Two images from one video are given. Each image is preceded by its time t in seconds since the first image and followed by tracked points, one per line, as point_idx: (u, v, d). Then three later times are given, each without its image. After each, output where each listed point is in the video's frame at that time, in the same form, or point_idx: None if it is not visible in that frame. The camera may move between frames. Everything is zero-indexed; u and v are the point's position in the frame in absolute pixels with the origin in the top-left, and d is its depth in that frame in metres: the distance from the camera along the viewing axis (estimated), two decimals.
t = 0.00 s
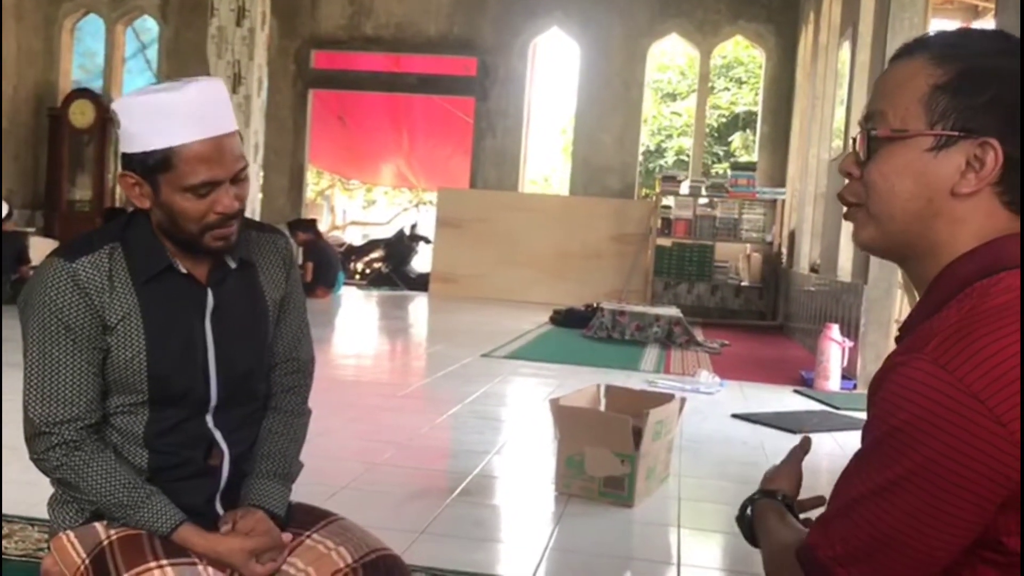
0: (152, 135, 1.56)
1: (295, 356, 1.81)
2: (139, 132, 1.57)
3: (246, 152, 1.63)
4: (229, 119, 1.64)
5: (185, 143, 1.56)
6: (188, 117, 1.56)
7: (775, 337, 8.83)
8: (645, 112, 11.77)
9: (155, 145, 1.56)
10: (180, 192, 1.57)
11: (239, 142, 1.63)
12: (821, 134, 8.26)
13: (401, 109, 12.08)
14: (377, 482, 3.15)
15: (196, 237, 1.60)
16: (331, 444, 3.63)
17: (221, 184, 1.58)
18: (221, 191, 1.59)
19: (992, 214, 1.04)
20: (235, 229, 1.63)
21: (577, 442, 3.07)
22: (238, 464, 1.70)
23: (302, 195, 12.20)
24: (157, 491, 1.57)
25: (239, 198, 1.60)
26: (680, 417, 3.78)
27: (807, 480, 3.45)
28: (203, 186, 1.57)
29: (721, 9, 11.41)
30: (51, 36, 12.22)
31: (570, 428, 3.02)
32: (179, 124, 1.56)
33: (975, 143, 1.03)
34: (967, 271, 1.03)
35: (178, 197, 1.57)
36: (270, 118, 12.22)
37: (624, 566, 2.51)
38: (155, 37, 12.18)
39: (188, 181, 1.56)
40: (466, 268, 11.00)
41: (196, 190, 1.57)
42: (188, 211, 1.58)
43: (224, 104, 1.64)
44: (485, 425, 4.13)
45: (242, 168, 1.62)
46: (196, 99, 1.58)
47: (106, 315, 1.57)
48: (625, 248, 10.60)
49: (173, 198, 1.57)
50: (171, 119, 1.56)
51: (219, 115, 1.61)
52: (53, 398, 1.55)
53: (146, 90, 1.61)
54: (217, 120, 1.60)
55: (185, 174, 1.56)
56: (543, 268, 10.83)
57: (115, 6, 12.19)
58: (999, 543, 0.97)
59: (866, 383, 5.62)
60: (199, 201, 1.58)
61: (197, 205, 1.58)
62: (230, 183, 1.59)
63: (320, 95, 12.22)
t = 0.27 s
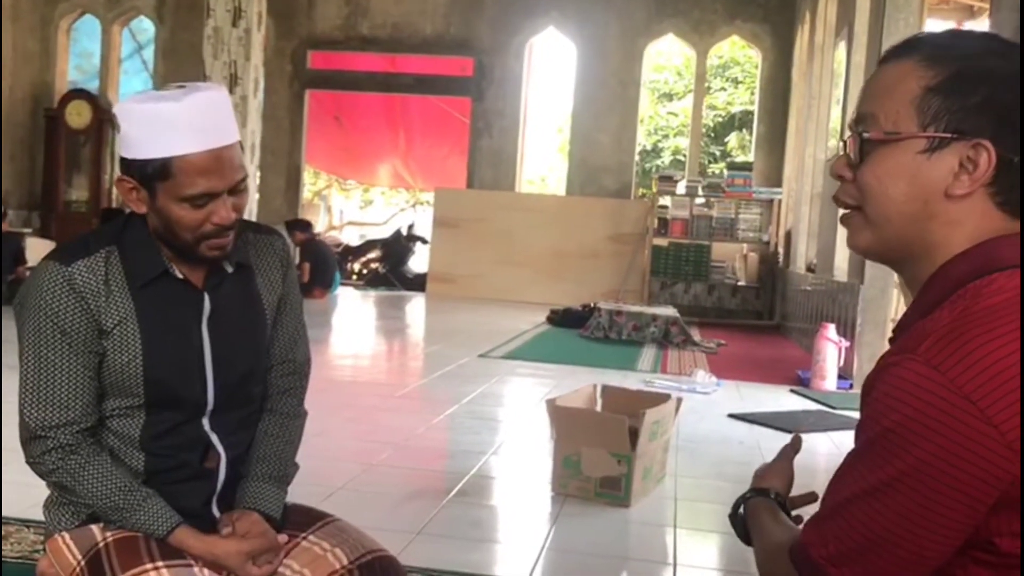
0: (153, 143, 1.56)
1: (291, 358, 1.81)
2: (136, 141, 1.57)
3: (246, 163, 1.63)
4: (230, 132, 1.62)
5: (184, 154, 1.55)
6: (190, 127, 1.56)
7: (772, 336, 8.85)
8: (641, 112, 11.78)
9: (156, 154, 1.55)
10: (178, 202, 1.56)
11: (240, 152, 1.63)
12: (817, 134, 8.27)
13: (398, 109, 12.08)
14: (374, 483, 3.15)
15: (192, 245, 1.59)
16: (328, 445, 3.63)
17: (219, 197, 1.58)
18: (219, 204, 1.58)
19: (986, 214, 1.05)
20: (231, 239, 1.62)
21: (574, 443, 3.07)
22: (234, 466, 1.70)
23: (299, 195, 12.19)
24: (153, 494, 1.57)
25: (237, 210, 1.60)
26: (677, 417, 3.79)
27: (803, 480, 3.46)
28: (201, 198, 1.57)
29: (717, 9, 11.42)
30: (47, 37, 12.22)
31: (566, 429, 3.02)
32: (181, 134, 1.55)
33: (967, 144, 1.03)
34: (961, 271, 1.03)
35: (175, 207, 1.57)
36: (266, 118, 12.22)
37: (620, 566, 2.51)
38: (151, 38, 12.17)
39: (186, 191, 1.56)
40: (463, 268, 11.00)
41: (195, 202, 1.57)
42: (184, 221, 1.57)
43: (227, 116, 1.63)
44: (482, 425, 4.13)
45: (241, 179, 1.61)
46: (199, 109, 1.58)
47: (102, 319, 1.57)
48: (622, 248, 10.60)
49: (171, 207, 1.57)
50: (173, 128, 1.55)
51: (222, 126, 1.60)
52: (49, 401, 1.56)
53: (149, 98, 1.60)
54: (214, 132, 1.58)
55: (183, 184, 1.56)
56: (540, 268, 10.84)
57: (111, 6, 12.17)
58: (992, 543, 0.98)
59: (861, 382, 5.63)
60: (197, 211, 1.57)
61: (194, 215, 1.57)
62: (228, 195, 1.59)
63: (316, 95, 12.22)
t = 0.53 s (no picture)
0: (152, 150, 1.55)
1: (289, 360, 1.80)
2: (135, 148, 1.56)
3: (245, 171, 1.61)
4: (229, 140, 1.61)
5: (182, 163, 1.54)
6: (190, 135, 1.55)
7: (769, 337, 8.86)
8: (638, 113, 11.79)
9: (154, 161, 1.55)
10: (174, 209, 1.56)
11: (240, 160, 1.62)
12: (813, 135, 8.28)
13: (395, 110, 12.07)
14: (371, 484, 3.15)
15: (189, 253, 1.58)
16: (325, 447, 3.63)
17: (217, 205, 1.57)
18: (217, 213, 1.57)
19: (979, 216, 1.05)
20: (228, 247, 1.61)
21: (572, 443, 3.07)
22: (232, 469, 1.70)
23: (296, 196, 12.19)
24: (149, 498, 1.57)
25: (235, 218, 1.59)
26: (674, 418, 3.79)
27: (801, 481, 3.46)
28: (199, 206, 1.56)
29: (714, 10, 11.42)
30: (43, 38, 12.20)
31: (563, 430, 3.02)
32: (181, 142, 1.54)
33: (958, 147, 1.03)
34: (954, 272, 1.03)
35: (173, 214, 1.56)
36: (263, 120, 12.22)
37: (617, 567, 2.51)
38: (148, 39, 12.17)
39: (183, 199, 1.55)
40: (460, 269, 11.00)
41: (193, 210, 1.56)
42: (182, 228, 1.56)
43: (227, 125, 1.62)
44: (479, 426, 4.13)
45: (240, 187, 1.60)
46: (199, 118, 1.57)
47: (98, 324, 1.56)
48: (619, 249, 10.60)
49: (168, 215, 1.56)
50: (172, 136, 1.54)
51: (222, 135, 1.59)
52: (44, 405, 1.55)
53: (148, 103, 1.59)
54: (213, 140, 1.57)
55: (180, 192, 1.55)
56: (537, 268, 10.84)
57: (108, 8, 12.16)
58: (984, 543, 0.98)
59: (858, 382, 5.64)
60: (194, 219, 1.56)
61: (191, 222, 1.56)
62: (226, 203, 1.58)
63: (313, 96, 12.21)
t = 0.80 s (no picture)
0: (152, 155, 1.54)
1: (290, 361, 1.80)
2: (134, 152, 1.56)
3: (246, 177, 1.61)
4: (230, 146, 1.61)
5: (180, 168, 1.54)
6: (190, 140, 1.54)
7: (768, 336, 8.86)
8: (637, 113, 11.79)
9: (153, 165, 1.54)
10: (174, 215, 1.55)
11: (240, 165, 1.61)
12: (812, 134, 8.28)
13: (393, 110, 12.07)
14: (370, 484, 3.14)
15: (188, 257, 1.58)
16: (324, 447, 3.63)
17: (219, 211, 1.56)
18: (218, 218, 1.57)
19: (971, 215, 1.05)
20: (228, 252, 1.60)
21: (571, 443, 3.07)
22: (232, 471, 1.70)
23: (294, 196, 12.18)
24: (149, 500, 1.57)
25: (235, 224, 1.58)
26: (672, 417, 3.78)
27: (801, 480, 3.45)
28: (199, 212, 1.55)
29: (713, 9, 11.42)
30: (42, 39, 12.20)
31: (562, 429, 3.02)
32: (182, 147, 1.54)
33: (948, 147, 1.03)
34: (947, 272, 1.02)
35: (171, 219, 1.55)
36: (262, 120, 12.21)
37: (616, 567, 2.51)
38: (146, 40, 12.16)
39: (183, 205, 1.54)
40: (459, 269, 11.00)
41: (193, 216, 1.55)
42: (181, 233, 1.56)
43: (228, 130, 1.62)
44: (478, 426, 4.13)
45: (240, 193, 1.59)
46: (200, 123, 1.56)
47: (97, 327, 1.56)
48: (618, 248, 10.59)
49: (167, 220, 1.55)
50: (173, 141, 1.54)
51: (222, 139, 1.59)
52: (43, 408, 1.55)
53: (149, 107, 1.59)
54: (214, 146, 1.57)
55: (180, 199, 1.54)
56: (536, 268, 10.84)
57: (106, 8, 12.16)
58: (977, 542, 0.98)
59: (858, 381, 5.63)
60: (193, 225, 1.56)
61: (190, 228, 1.56)
62: (226, 208, 1.57)
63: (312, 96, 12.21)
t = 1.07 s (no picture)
0: (155, 160, 1.54)
1: (293, 360, 1.79)
2: (136, 156, 1.55)
3: (248, 180, 1.60)
4: (234, 149, 1.60)
5: (182, 174, 1.53)
6: (193, 145, 1.54)
7: (769, 335, 8.86)
8: (637, 111, 11.78)
9: (155, 170, 1.53)
10: (175, 218, 1.55)
11: (243, 169, 1.61)
12: (813, 133, 8.28)
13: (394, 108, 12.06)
14: (371, 483, 3.14)
15: (190, 261, 1.58)
16: (325, 445, 3.63)
17: (220, 216, 1.56)
18: (220, 223, 1.56)
19: (968, 213, 1.04)
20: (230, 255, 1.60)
21: (572, 442, 3.06)
22: (234, 470, 1.70)
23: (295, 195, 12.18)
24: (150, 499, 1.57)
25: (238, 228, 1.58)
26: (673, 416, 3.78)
27: (802, 478, 3.46)
28: (200, 217, 1.55)
29: (713, 8, 11.42)
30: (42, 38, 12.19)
31: (563, 428, 3.02)
32: (185, 152, 1.53)
33: (941, 143, 1.02)
34: (945, 272, 1.02)
35: (172, 223, 1.55)
36: (262, 118, 12.21)
37: (618, 565, 2.50)
38: (146, 38, 12.15)
39: (184, 210, 1.54)
40: (460, 267, 11.00)
41: (195, 221, 1.55)
42: (182, 236, 1.55)
43: (231, 132, 1.61)
44: (479, 425, 4.12)
45: (243, 197, 1.58)
46: (202, 127, 1.56)
47: (99, 328, 1.56)
48: (619, 247, 10.59)
49: (168, 223, 1.55)
50: (175, 145, 1.53)
51: (225, 144, 1.58)
52: (44, 410, 1.55)
53: (151, 110, 1.58)
54: (217, 151, 1.56)
55: (182, 203, 1.54)
56: (536, 267, 10.83)
57: (106, 7, 12.15)
58: (980, 540, 0.98)
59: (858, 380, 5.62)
60: (195, 229, 1.55)
61: (192, 232, 1.55)
62: (229, 213, 1.57)
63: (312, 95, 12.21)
